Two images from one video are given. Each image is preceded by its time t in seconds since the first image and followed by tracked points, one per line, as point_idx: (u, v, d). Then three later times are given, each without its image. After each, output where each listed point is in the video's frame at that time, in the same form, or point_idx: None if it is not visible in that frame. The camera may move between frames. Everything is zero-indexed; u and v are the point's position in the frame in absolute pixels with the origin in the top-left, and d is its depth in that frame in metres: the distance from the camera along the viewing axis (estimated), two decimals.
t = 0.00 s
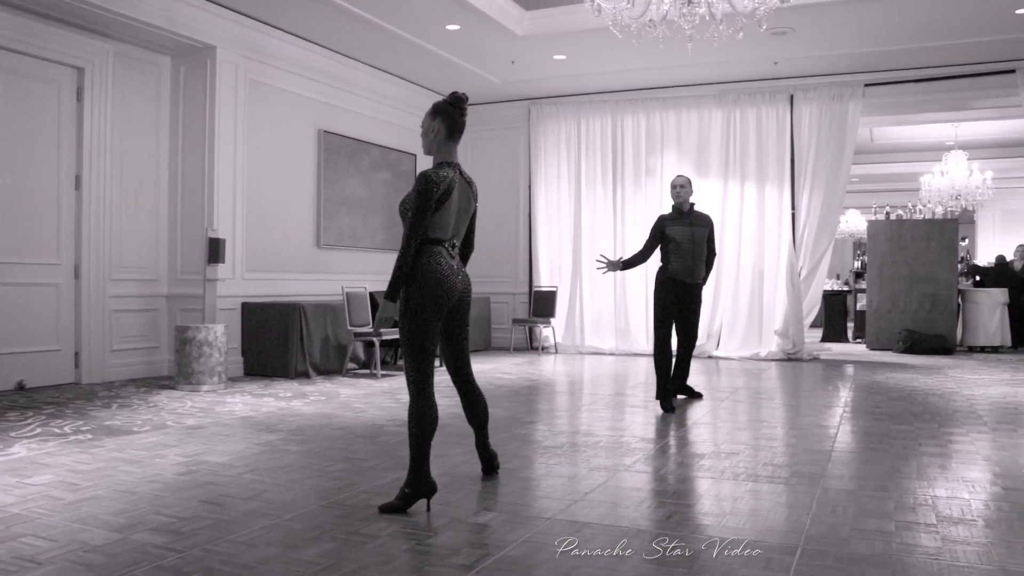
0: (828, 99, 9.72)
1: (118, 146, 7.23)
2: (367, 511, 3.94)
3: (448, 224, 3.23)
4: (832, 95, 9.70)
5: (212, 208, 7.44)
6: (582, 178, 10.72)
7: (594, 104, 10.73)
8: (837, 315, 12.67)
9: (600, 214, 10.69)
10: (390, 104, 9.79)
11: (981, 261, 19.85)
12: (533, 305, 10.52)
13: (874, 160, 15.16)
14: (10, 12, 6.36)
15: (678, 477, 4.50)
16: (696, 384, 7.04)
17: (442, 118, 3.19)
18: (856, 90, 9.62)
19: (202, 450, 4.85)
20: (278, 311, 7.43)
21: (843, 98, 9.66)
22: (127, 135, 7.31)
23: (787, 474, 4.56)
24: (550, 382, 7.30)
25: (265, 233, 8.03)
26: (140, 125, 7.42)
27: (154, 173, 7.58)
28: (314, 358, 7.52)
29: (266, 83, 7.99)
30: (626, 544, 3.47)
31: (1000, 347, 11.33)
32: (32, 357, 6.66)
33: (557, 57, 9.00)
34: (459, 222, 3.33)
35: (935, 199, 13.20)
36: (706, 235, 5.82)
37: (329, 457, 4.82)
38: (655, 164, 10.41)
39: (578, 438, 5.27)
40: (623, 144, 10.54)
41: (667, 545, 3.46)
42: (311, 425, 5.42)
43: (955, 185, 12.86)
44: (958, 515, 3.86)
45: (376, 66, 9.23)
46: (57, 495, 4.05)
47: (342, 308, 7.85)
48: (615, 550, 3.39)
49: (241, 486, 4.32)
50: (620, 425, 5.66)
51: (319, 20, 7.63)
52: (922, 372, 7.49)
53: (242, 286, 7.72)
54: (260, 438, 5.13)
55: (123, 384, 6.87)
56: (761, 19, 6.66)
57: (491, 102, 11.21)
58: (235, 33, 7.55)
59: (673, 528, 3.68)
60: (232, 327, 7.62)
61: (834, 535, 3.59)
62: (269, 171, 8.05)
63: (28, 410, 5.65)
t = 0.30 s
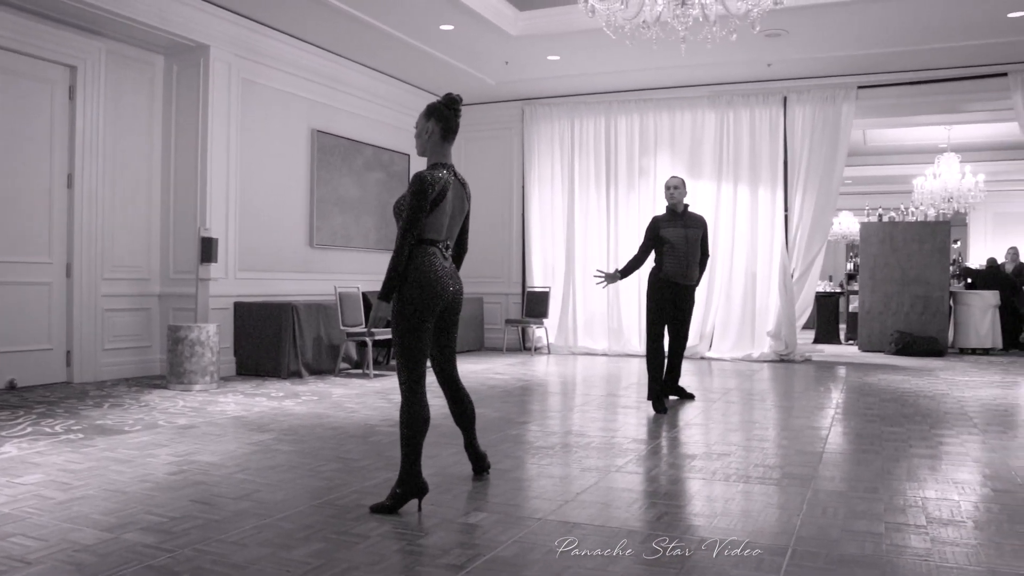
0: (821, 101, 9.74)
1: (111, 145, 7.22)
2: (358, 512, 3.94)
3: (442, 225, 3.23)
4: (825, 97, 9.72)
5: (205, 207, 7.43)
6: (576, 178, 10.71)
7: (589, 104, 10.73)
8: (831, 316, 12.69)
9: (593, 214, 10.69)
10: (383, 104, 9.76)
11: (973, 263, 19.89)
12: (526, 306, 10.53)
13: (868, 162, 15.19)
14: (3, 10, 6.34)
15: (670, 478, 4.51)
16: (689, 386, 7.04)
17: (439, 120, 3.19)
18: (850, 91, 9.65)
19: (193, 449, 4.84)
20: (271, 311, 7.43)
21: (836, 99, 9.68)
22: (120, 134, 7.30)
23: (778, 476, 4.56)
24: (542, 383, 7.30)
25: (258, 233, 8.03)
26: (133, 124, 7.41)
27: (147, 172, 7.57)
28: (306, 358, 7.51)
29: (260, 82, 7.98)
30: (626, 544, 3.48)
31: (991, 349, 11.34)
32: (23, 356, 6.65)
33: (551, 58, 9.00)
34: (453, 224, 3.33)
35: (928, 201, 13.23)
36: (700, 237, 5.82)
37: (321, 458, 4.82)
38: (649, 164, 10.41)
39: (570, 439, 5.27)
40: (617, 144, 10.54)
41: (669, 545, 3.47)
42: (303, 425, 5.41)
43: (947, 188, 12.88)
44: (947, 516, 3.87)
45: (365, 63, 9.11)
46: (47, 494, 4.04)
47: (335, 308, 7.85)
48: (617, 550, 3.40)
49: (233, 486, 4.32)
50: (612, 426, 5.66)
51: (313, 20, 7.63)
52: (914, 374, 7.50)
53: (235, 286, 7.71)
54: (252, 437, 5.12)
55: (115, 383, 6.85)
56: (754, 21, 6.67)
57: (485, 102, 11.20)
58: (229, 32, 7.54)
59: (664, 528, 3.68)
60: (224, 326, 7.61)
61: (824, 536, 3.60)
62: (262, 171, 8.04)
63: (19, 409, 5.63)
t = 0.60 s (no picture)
0: (814, 103, 9.77)
1: (102, 141, 7.18)
2: (349, 510, 3.94)
3: (439, 227, 3.23)
4: (818, 99, 9.75)
5: (197, 204, 7.41)
6: (569, 178, 10.71)
7: (582, 104, 10.73)
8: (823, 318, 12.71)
9: (586, 214, 10.69)
10: (376, 103, 9.74)
11: (963, 266, 19.95)
12: (518, 306, 10.53)
13: (860, 164, 15.22)
14: None
15: (661, 478, 4.51)
16: (680, 386, 7.05)
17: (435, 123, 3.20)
18: (843, 94, 9.67)
19: (184, 447, 4.83)
20: (264, 311, 7.43)
21: (829, 101, 9.71)
22: (113, 131, 7.28)
23: (769, 476, 4.57)
24: (534, 382, 7.31)
25: (250, 231, 8.01)
26: (125, 121, 7.39)
27: (139, 169, 7.54)
28: (298, 357, 7.50)
29: (252, 80, 7.96)
30: (627, 544, 3.48)
31: (982, 352, 11.38)
32: (13, 353, 6.62)
33: (545, 58, 9.00)
34: (450, 225, 3.33)
35: (920, 204, 13.26)
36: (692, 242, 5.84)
37: (312, 456, 4.81)
38: (642, 165, 10.42)
39: (562, 439, 5.27)
40: (610, 145, 10.54)
41: (668, 545, 3.48)
42: (294, 423, 5.40)
43: (939, 191, 12.92)
44: (936, 517, 3.88)
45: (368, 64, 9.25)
46: (37, 492, 4.03)
47: (327, 306, 7.84)
48: (616, 550, 3.40)
49: (224, 484, 4.31)
50: (604, 425, 5.67)
51: (307, 18, 7.61)
52: (904, 376, 7.52)
53: (228, 284, 7.70)
54: (243, 435, 5.11)
55: (105, 380, 6.83)
56: (748, 23, 6.67)
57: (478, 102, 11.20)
58: (222, 29, 7.52)
59: (655, 528, 3.69)
60: (216, 324, 7.59)
61: (814, 537, 3.61)
62: (255, 169, 8.02)
63: (8, 406, 5.61)
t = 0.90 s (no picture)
0: (808, 103, 9.77)
1: (94, 138, 7.16)
2: (341, 510, 3.94)
3: (441, 231, 3.24)
4: (812, 99, 9.76)
5: (190, 201, 7.40)
6: (563, 178, 10.71)
7: (576, 104, 10.72)
8: (817, 318, 12.73)
9: (580, 214, 10.69)
10: (369, 101, 9.72)
11: (956, 266, 20.00)
12: (512, 305, 10.52)
13: (854, 165, 15.25)
14: None
15: (653, 478, 4.51)
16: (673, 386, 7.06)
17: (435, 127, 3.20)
18: (837, 94, 9.69)
19: (176, 446, 4.82)
20: (256, 308, 7.42)
21: (823, 101, 9.72)
22: (106, 129, 7.26)
23: (761, 476, 4.57)
24: (527, 382, 7.31)
25: (243, 229, 7.99)
26: (118, 118, 7.36)
27: (132, 166, 7.52)
28: (291, 356, 7.48)
29: (246, 78, 7.93)
30: (626, 543, 3.49)
31: (975, 353, 11.41)
32: (5, 351, 6.60)
33: (539, 57, 9.00)
34: (452, 229, 3.34)
35: (913, 204, 13.28)
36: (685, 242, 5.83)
37: (304, 455, 4.81)
38: (636, 165, 10.42)
39: (555, 438, 5.27)
40: (604, 144, 10.54)
41: (669, 545, 3.48)
42: (287, 422, 5.40)
43: (932, 191, 12.94)
44: (927, 518, 3.89)
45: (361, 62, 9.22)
46: (27, 490, 4.01)
47: (320, 305, 7.83)
48: (616, 550, 3.40)
49: (216, 483, 4.30)
50: (597, 425, 5.67)
51: (300, 16, 7.60)
52: (897, 376, 7.54)
53: (221, 282, 7.68)
54: (235, 434, 5.10)
55: (96, 379, 6.81)
56: (742, 23, 6.67)
57: (472, 100, 11.20)
58: (215, 27, 7.50)
59: (648, 528, 3.69)
60: (209, 323, 7.58)
61: (805, 537, 3.61)
62: (248, 167, 8.01)
63: None
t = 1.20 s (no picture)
0: (801, 101, 9.75)
1: (80, 136, 7.09)
2: (331, 512, 3.89)
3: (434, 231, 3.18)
4: (805, 96, 9.73)
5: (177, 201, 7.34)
6: (555, 177, 10.67)
7: (567, 101, 10.67)
8: (811, 316, 12.71)
9: (572, 213, 10.65)
10: (359, 99, 9.66)
11: (950, 265, 20.01)
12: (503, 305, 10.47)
13: (847, 163, 15.23)
14: None
15: (646, 478, 4.47)
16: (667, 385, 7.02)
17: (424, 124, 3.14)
18: (830, 91, 9.66)
19: (163, 448, 4.76)
20: (245, 308, 7.37)
21: (816, 99, 9.69)
22: (92, 127, 7.20)
23: (755, 476, 4.54)
24: (519, 382, 7.26)
25: (232, 228, 7.93)
26: (105, 117, 7.30)
27: (118, 165, 7.46)
28: (280, 357, 7.43)
29: (234, 76, 7.87)
30: (626, 544, 3.46)
31: (969, 351, 11.39)
32: None
33: (531, 54, 8.95)
34: (445, 227, 3.28)
35: (908, 202, 13.27)
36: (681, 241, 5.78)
37: (294, 457, 4.76)
38: (628, 163, 10.38)
39: (547, 439, 5.23)
40: (596, 142, 10.50)
41: (668, 545, 3.45)
42: (276, 423, 5.34)
43: (926, 189, 12.92)
44: (922, 517, 3.86)
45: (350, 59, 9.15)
46: (12, 494, 3.96)
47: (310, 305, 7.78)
48: (617, 550, 3.38)
49: (204, 486, 4.25)
50: (590, 425, 5.63)
51: (290, 13, 7.54)
52: (892, 375, 7.50)
53: (209, 282, 7.62)
54: (224, 436, 5.05)
55: (84, 381, 6.74)
56: (735, 20, 6.64)
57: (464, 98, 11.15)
58: (203, 24, 7.44)
59: (641, 530, 3.64)
60: (197, 324, 7.52)
61: (799, 538, 3.57)
62: (236, 164, 7.95)
63: None
